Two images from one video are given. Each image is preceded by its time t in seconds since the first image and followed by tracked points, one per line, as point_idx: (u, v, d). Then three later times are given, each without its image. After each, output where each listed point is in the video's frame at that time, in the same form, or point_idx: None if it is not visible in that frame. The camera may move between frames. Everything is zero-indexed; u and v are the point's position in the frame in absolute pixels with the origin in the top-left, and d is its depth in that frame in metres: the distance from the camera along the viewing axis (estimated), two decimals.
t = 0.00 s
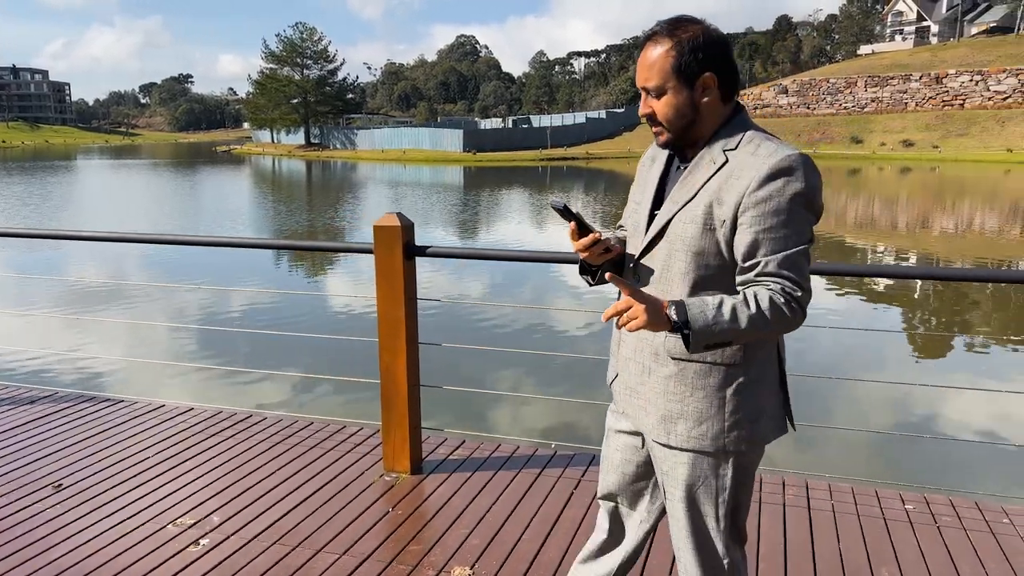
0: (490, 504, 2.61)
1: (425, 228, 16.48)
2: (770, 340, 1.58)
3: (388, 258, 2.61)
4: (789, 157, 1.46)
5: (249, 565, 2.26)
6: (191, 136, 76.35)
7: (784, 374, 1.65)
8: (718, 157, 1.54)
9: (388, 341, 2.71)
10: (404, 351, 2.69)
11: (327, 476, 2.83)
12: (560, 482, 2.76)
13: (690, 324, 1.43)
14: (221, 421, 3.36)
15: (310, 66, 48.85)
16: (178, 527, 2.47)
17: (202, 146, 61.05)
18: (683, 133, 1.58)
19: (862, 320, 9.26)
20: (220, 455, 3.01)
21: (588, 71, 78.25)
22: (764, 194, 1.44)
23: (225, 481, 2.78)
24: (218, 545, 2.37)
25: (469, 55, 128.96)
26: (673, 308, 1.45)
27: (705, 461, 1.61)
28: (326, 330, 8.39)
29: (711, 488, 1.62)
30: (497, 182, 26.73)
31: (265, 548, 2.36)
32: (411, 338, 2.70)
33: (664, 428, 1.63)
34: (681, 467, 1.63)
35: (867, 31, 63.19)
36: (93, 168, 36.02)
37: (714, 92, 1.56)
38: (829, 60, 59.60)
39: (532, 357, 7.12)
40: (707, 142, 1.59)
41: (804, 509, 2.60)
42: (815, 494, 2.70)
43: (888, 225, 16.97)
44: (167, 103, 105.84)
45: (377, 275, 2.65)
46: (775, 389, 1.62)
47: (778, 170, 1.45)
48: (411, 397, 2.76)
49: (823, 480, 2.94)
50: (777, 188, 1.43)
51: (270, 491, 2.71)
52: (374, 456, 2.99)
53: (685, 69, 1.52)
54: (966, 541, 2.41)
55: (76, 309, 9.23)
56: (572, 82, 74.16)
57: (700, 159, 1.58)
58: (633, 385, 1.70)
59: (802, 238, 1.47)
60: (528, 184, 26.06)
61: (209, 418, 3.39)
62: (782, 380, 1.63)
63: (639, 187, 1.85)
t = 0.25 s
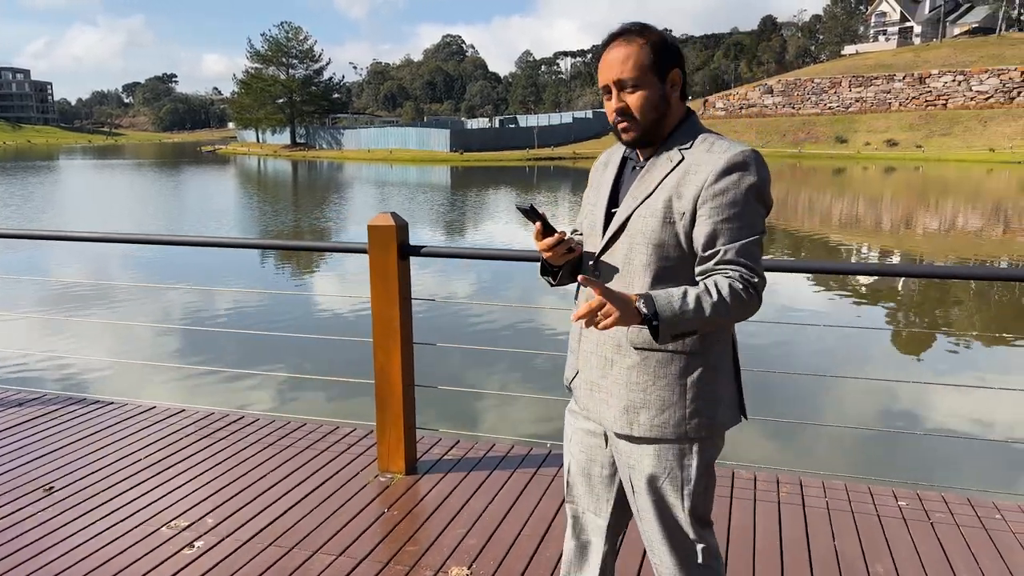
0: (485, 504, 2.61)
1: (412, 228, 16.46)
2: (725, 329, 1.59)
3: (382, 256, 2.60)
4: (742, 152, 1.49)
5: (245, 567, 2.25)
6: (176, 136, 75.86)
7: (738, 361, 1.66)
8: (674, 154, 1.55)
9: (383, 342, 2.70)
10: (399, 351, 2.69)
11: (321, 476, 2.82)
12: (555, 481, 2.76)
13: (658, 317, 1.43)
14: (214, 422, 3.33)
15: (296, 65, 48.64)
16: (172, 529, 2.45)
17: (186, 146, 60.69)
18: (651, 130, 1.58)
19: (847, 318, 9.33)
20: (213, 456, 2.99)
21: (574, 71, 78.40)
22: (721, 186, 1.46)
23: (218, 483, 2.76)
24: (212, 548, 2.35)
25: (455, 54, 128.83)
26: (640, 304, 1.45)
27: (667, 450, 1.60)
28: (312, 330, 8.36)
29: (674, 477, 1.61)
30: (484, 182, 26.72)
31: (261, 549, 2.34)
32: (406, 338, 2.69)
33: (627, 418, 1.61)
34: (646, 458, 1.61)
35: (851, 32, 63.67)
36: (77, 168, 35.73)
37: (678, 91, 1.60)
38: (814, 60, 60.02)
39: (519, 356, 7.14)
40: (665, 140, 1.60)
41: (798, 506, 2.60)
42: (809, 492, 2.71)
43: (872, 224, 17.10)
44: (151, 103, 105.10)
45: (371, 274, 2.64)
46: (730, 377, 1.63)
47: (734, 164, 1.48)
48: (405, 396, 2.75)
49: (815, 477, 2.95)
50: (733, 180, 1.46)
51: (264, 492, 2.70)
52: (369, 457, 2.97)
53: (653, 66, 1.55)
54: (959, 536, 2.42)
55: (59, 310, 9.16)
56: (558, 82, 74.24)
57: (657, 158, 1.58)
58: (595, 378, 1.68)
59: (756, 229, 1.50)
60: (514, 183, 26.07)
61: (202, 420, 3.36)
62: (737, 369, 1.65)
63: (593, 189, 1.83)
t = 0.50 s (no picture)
0: (484, 505, 2.60)
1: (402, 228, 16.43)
2: (682, 310, 1.65)
3: (380, 255, 2.60)
4: (696, 141, 1.58)
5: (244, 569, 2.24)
6: (163, 136, 75.39)
7: (694, 345, 1.72)
8: (633, 148, 1.62)
9: (380, 341, 2.69)
10: (396, 352, 2.68)
11: (318, 476, 2.81)
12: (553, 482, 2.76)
13: (635, 256, 1.48)
14: (208, 423, 3.32)
15: (285, 65, 48.46)
16: (168, 532, 2.43)
17: (174, 146, 60.37)
18: (614, 122, 1.65)
19: (836, 317, 9.36)
20: (208, 457, 2.97)
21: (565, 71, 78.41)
22: (681, 173, 1.54)
23: (213, 485, 2.74)
24: (211, 548, 2.34)
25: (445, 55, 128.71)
26: (619, 248, 1.49)
27: (634, 428, 1.62)
28: (300, 331, 8.33)
29: (640, 454, 1.63)
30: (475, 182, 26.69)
31: (260, 551, 2.33)
32: (403, 338, 2.69)
33: (596, 400, 1.64)
34: (608, 439, 1.64)
35: (840, 32, 64.11)
36: (64, 168, 35.52)
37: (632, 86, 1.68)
38: (803, 61, 60.25)
39: (508, 356, 7.14)
40: (621, 138, 1.67)
41: (795, 504, 2.62)
42: (806, 490, 2.72)
43: (860, 224, 17.20)
44: (139, 103, 104.49)
45: (368, 274, 2.63)
46: (687, 357, 1.68)
47: (690, 151, 1.56)
48: (403, 396, 2.74)
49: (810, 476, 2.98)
50: (691, 165, 1.55)
51: (260, 493, 2.69)
52: (366, 457, 2.97)
53: (612, 63, 1.63)
54: (956, 534, 2.44)
55: (46, 311, 9.10)
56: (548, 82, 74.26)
57: (616, 153, 1.65)
58: (561, 363, 1.70)
59: (712, 214, 1.59)
60: (505, 183, 26.05)
61: (197, 422, 3.34)
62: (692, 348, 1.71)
63: (552, 187, 1.85)
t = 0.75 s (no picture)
0: (485, 504, 2.60)
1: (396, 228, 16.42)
2: (648, 302, 1.66)
3: (381, 255, 2.60)
4: (660, 140, 1.59)
5: (247, 569, 2.23)
6: (156, 136, 75.05)
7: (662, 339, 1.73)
8: (600, 146, 1.64)
9: (381, 340, 2.68)
10: (396, 352, 2.68)
11: (319, 476, 2.81)
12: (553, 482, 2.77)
13: (585, 263, 1.53)
14: (208, 424, 3.31)
15: (279, 65, 48.33)
16: (170, 532, 2.42)
17: (167, 146, 60.17)
18: (576, 125, 1.69)
19: (830, 316, 9.39)
20: (209, 457, 2.97)
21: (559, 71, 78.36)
22: (643, 172, 1.55)
23: (214, 485, 2.74)
24: (213, 550, 2.33)
25: (439, 55, 128.54)
26: (569, 253, 1.54)
27: (585, 417, 1.66)
28: (295, 330, 8.31)
29: (583, 441, 1.67)
30: (469, 182, 26.68)
31: (262, 551, 2.33)
32: (404, 337, 2.69)
33: (554, 387, 1.67)
34: (557, 422, 1.67)
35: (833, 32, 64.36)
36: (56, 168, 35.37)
37: (600, 88, 1.69)
38: (796, 61, 60.42)
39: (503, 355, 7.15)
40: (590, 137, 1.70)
41: (797, 503, 2.62)
42: (806, 489, 2.72)
43: (853, 223, 17.27)
44: (132, 103, 104.06)
45: (369, 273, 2.63)
46: (656, 349, 1.70)
47: (653, 150, 1.57)
48: (403, 396, 2.75)
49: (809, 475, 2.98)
50: (651, 164, 1.55)
51: (261, 493, 2.68)
52: (367, 457, 2.96)
53: (577, 69, 1.65)
54: (957, 532, 2.44)
55: (39, 311, 9.05)
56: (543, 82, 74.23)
57: (588, 150, 1.67)
58: (527, 351, 1.74)
59: (678, 210, 1.59)
60: (499, 184, 26.05)
61: (196, 422, 3.33)
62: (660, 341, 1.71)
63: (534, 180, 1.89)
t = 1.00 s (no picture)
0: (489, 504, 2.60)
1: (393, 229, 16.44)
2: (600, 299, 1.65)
3: (383, 255, 2.59)
4: (608, 138, 1.58)
5: (250, 570, 2.22)
6: (152, 136, 74.90)
7: (623, 339, 1.70)
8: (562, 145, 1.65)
9: (383, 340, 2.68)
10: (398, 353, 2.68)
11: (320, 475, 2.81)
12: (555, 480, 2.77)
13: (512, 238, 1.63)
14: (209, 424, 3.31)
15: (275, 65, 48.28)
16: (173, 533, 2.42)
17: (163, 146, 60.10)
18: (548, 130, 1.72)
19: (825, 315, 9.42)
20: (210, 457, 2.97)
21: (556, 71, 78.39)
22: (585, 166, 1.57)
23: (216, 485, 2.73)
24: (217, 550, 2.33)
25: (435, 55, 128.47)
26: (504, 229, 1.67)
27: (531, 406, 1.68)
28: (292, 330, 8.32)
29: (525, 427, 1.70)
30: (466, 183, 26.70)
31: (266, 551, 2.32)
32: (406, 337, 2.68)
33: (505, 377, 1.70)
34: (504, 409, 1.71)
35: (828, 33, 64.56)
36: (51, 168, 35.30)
37: (573, 95, 1.69)
38: (792, 61, 60.56)
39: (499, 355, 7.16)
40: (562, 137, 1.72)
41: (798, 502, 2.63)
42: (808, 488, 2.73)
43: (849, 223, 17.32)
44: (128, 104, 103.82)
45: (370, 272, 2.62)
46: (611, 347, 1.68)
47: (594, 146, 1.58)
48: (405, 397, 2.74)
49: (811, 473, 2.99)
50: (590, 157, 1.56)
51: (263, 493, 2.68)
52: (369, 457, 2.96)
53: (541, 76, 1.68)
54: (959, 531, 2.45)
55: (34, 311, 9.03)
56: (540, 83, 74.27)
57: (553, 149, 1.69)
58: (493, 344, 1.78)
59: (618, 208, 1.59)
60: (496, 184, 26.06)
61: (197, 422, 3.33)
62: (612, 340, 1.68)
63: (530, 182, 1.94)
